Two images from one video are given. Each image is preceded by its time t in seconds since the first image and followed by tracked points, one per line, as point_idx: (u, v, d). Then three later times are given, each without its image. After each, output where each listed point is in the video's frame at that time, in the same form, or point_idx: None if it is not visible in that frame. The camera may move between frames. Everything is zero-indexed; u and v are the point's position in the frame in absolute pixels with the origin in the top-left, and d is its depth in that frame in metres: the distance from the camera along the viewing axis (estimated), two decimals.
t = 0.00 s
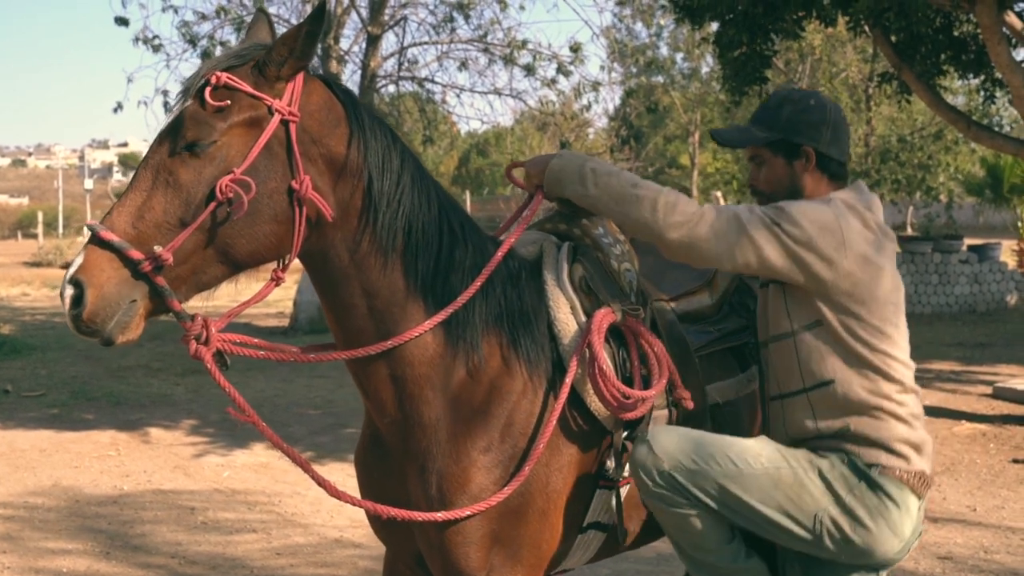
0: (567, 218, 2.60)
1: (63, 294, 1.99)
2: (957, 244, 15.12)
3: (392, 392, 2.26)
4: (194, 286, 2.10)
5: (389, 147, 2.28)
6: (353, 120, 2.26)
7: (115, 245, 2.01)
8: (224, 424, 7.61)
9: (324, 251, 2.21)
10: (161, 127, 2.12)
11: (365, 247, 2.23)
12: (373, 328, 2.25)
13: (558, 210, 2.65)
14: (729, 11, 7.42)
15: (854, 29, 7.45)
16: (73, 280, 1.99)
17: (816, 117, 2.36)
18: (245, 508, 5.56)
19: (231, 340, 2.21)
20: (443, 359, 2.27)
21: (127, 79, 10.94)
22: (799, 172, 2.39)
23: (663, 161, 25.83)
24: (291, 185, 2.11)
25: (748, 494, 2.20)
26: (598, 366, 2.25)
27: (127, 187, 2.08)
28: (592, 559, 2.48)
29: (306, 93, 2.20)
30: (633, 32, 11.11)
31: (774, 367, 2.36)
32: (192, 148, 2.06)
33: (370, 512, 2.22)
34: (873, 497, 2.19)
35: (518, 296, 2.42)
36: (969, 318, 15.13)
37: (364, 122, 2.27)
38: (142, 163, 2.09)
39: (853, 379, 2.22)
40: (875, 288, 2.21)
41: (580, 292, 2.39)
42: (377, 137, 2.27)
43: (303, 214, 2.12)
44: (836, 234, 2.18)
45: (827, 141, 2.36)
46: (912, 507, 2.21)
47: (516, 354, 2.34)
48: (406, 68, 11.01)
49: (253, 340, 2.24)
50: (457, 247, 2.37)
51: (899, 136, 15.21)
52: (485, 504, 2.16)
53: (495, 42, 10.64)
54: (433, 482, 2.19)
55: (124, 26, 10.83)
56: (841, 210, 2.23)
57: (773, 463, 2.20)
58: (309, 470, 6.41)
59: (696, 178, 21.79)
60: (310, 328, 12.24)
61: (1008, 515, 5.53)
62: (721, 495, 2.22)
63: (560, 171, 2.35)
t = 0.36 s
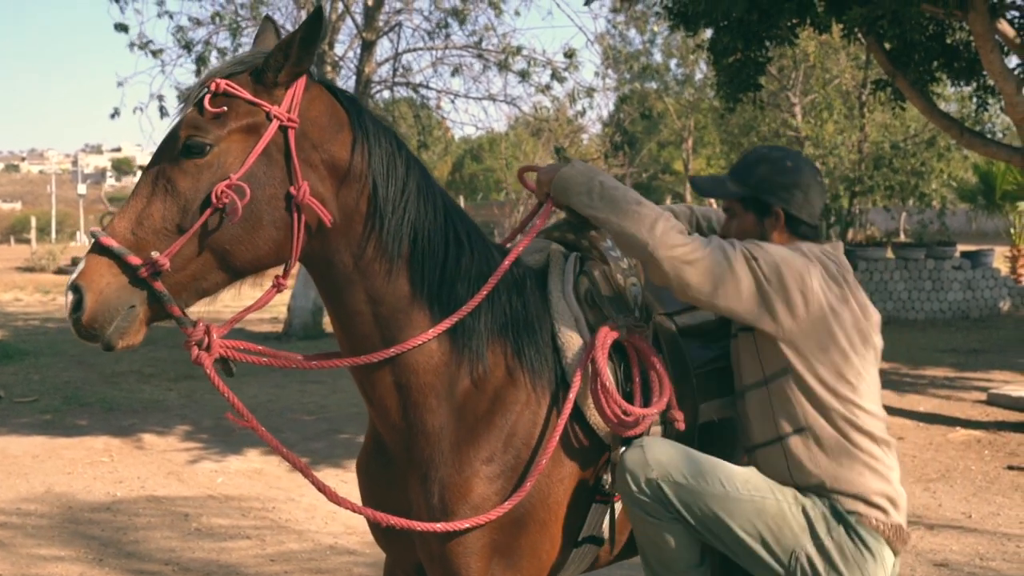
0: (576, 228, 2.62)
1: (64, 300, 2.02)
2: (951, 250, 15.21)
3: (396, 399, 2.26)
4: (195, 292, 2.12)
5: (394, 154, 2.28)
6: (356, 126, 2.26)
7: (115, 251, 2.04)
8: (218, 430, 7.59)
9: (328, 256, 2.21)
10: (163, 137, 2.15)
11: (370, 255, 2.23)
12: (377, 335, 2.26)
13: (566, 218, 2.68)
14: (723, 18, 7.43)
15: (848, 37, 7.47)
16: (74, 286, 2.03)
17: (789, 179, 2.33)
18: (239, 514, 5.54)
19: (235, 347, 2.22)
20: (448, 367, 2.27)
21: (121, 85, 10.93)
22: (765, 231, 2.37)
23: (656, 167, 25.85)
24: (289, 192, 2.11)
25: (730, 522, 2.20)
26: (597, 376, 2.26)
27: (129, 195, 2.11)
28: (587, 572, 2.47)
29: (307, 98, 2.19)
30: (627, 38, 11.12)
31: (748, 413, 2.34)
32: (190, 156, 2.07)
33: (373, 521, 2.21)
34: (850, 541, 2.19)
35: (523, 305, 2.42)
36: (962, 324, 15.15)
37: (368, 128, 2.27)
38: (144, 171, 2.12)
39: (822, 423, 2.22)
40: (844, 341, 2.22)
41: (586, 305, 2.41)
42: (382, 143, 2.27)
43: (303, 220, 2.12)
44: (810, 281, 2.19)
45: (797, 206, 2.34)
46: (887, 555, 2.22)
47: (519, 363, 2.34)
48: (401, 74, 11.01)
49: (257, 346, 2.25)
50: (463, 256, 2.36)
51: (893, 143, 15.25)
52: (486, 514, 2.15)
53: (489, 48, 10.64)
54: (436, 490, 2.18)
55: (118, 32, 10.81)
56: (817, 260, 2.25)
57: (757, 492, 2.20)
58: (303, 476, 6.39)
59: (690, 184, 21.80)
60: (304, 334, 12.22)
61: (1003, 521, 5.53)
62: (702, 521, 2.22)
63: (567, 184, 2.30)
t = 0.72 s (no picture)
0: (591, 247, 2.51)
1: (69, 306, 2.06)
2: (943, 261, 15.39)
3: (396, 411, 2.28)
4: (197, 301, 2.13)
5: (398, 165, 2.31)
6: (360, 136, 2.29)
7: (119, 259, 2.07)
8: (211, 442, 7.55)
9: (330, 267, 2.24)
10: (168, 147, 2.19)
11: (372, 264, 2.26)
12: (378, 346, 2.28)
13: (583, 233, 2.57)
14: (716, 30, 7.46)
15: (841, 48, 7.51)
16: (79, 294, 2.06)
17: (706, 67, 2.33)
18: (232, 527, 5.51)
19: (238, 356, 2.24)
20: (449, 379, 2.29)
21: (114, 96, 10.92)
22: (691, 125, 2.34)
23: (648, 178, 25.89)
24: (288, 203, 2.13)
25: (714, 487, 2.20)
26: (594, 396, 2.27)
27: (134, 204, 2.15)
28: None
29: (311, 111, 2.23)
30: (619, 50, 11.16)
31: (699, 313, 2.33)
32: (191, 166, 2.11)
33: (372, 536, 2.22)
34: (834, 414, 2.21)
35: (529, 321, 2.43)
36: (954, 334, 15.18)
37: (371, 139, 2.30)
38: (149, 180, 2.16)
39: (788, 310, 2.21)
40: (797, 213, 2.25)
41: (596, 328, 2.35)
42: (386, 155, 2.30)
43: (303, 232, 2.14)
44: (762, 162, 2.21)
45: (723, 95, 2.32)
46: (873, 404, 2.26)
47: (525, 378, 2.34)
48: (394, 85, 11.02)
49: (260, 358, 2.27)
50: (467, 266, 2.38)
51: (884, 154, 15.30)
52: (485, 527, 2.15)
53: (482, 60, 10.66)
54: (436, 505, 2.18)
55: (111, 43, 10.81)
56: (749, 142, 2.26)
57: (717, 445, 2.19)
58: (297, 489, 6.36)
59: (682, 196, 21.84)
60: (297, 346, 12.18)
61: (999, 532, 5.53)
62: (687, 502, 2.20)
63: (595, 206, 2.25)
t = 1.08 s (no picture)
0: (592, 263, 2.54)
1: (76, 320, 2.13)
2: (934, 277, 15.40)
3: (400, 425, 2.33)
4: (201, 316, 2.19)
5: (401, 181, 2.38)
6: (363, 152, 2.35)
7: (123, 274, 2.14)
8: (203, 461, 7.52)
9: (333, 282, 2.30)
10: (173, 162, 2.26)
11: (374, 278, 2.32)
12: (382, 361, 2.34)
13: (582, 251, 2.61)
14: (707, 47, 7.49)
15: (832, 66, 7.56)
16: (84, 308, 2.13)
17: (628, 12, 2.43)
18: (226, 547, 5.48)
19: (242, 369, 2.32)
20: (453, 393, 2.35)
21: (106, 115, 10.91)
22: (626, 69, 2.43)
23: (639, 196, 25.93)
24: (290, 219, 2.19)
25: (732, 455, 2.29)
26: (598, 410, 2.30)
27: (140, 219, 2.22)
28: None
29: (313, 127, 2.29)
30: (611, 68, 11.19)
31: (669, 259, 2.45)
32: (194, 182, 2.17)
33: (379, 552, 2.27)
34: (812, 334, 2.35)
35: (533, 336, 2.48)
36: (946, 350, 15.21)
37: (374, 154, 2.36)
38: (155, 196, 2.24)
39: (757, 238, 2.31)
40: (747, 138, 2.37)
41: (597, 341, 2.40)
42: (388, 171, 2.36)
43: (303, 248, 2.20)
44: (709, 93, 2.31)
45: (653, 36, 2.42)
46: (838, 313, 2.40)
47: (530, 394, 2.40)
48: (386, 103, 11.04)
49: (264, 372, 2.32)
50: (471, 282, 2.43)
51: (875, 170, 15.37)
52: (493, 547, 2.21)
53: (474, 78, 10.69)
54: (443, 522, 2.24)
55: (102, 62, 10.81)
56: (687, 77, 2.37)
57: (723, 418, 2.29)
58: (290, 508, 6.33)
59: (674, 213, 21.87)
60: (289, 364, 12.16)
61: (993, 548, 5.53)
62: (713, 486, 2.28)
63: (601, 220, 2.33)
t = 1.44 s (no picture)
0: (591, 283, 2.61)
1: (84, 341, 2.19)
2: (927, 292, 15.43)
3: (401, 445, 2.36)
4: (205, 336, 2.25)
5: (405, 202, 2.43)
6: (366, 173, 2.40)
7: (129, 296, 2.20)
8: (198, 480, 7.49)
9: (336, 302, 2.34)
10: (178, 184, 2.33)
11: (377, 296, 2.37)
12: (384, 381, 2.38)
13: (581, 270, 2.67)
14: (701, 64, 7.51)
15: (825, 83, 7.59)
16: (91, 330, 2.19)
17: None
18: (221, 567, 5.45)
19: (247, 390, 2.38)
20: (456, 412, 2.37)
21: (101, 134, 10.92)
22: (592, 43, 2.55)
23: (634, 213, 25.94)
24: (292, 239, 2.24)
25: (740, 431, 2.37)
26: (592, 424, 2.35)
27: (146, 242, 2.28)
28: None
29: (317, 150, 2.34)
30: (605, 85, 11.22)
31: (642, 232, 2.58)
32: (197, 205, 2.23)
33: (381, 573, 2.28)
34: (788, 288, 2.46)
35: (535, 356, 2.52)
36: (940, 366, 15.23)
37: (377, 175, 2.42)
38: (160, 219, 2.30)
39: (732, 206, 2.45)
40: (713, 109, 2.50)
41: (595, 360, 2.45)
42: (391, 193, 2.42)
43: (305, 267, 2.24)
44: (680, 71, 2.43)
45: (613, 10, 2.54)
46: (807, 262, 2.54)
47: (533, 414, 2.44)
48: (381, 121, 11.05)
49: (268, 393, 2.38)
50: (473, 302, 2.48)
51: (868, 186, 15.43)
52: (495, 567, 2.23)
53: (469, 95, 10.72)
54: (445, 541, 2.25)
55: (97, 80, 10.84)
56: (654, 54, 2.48)
57: (720, 398, 2.38)
58: (286, 528, 6.31)
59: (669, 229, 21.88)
60: (284, 382, 12.14)
61: (990, 564, 5.52)
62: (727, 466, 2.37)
63: (605, 235, 2.40)
